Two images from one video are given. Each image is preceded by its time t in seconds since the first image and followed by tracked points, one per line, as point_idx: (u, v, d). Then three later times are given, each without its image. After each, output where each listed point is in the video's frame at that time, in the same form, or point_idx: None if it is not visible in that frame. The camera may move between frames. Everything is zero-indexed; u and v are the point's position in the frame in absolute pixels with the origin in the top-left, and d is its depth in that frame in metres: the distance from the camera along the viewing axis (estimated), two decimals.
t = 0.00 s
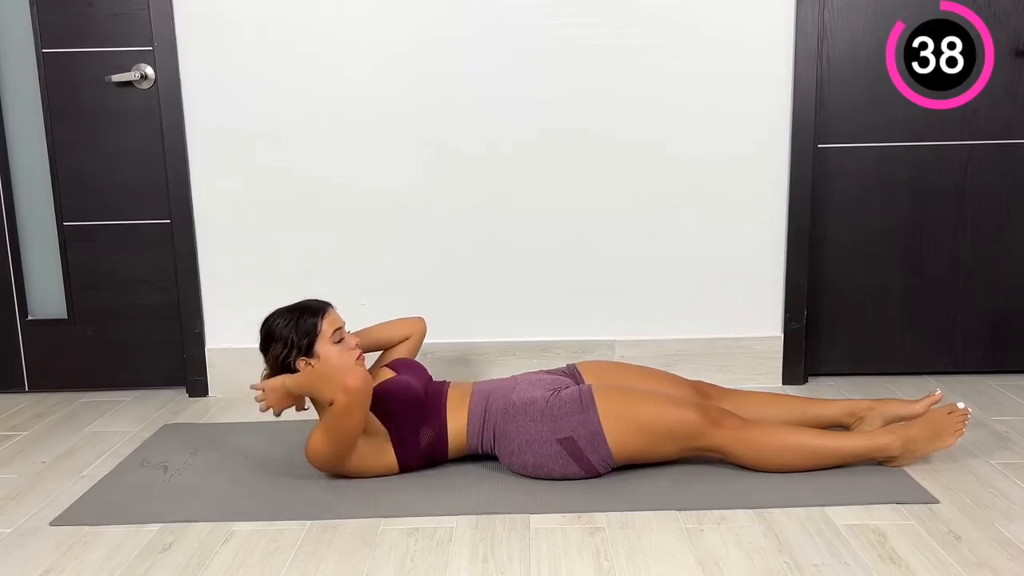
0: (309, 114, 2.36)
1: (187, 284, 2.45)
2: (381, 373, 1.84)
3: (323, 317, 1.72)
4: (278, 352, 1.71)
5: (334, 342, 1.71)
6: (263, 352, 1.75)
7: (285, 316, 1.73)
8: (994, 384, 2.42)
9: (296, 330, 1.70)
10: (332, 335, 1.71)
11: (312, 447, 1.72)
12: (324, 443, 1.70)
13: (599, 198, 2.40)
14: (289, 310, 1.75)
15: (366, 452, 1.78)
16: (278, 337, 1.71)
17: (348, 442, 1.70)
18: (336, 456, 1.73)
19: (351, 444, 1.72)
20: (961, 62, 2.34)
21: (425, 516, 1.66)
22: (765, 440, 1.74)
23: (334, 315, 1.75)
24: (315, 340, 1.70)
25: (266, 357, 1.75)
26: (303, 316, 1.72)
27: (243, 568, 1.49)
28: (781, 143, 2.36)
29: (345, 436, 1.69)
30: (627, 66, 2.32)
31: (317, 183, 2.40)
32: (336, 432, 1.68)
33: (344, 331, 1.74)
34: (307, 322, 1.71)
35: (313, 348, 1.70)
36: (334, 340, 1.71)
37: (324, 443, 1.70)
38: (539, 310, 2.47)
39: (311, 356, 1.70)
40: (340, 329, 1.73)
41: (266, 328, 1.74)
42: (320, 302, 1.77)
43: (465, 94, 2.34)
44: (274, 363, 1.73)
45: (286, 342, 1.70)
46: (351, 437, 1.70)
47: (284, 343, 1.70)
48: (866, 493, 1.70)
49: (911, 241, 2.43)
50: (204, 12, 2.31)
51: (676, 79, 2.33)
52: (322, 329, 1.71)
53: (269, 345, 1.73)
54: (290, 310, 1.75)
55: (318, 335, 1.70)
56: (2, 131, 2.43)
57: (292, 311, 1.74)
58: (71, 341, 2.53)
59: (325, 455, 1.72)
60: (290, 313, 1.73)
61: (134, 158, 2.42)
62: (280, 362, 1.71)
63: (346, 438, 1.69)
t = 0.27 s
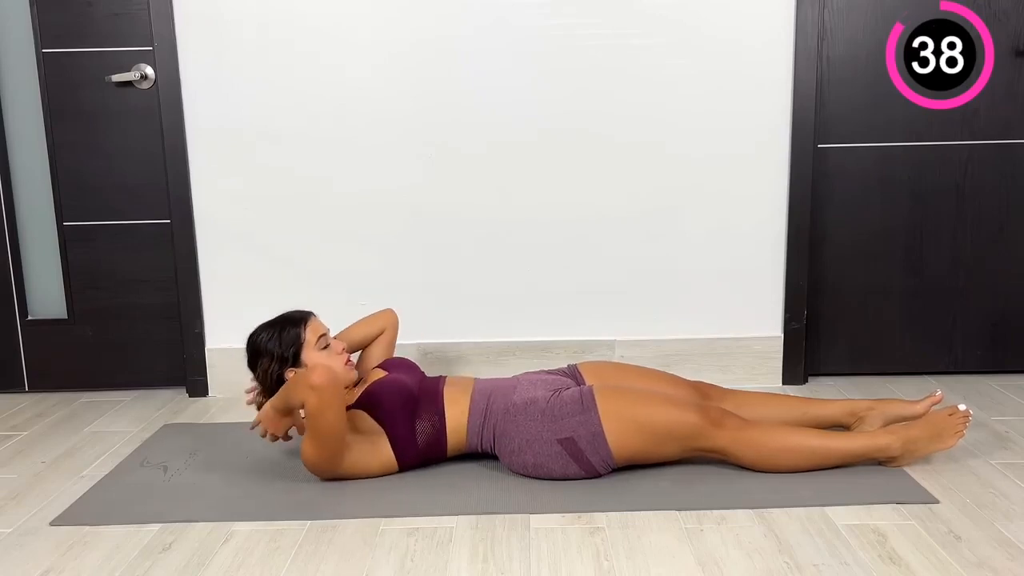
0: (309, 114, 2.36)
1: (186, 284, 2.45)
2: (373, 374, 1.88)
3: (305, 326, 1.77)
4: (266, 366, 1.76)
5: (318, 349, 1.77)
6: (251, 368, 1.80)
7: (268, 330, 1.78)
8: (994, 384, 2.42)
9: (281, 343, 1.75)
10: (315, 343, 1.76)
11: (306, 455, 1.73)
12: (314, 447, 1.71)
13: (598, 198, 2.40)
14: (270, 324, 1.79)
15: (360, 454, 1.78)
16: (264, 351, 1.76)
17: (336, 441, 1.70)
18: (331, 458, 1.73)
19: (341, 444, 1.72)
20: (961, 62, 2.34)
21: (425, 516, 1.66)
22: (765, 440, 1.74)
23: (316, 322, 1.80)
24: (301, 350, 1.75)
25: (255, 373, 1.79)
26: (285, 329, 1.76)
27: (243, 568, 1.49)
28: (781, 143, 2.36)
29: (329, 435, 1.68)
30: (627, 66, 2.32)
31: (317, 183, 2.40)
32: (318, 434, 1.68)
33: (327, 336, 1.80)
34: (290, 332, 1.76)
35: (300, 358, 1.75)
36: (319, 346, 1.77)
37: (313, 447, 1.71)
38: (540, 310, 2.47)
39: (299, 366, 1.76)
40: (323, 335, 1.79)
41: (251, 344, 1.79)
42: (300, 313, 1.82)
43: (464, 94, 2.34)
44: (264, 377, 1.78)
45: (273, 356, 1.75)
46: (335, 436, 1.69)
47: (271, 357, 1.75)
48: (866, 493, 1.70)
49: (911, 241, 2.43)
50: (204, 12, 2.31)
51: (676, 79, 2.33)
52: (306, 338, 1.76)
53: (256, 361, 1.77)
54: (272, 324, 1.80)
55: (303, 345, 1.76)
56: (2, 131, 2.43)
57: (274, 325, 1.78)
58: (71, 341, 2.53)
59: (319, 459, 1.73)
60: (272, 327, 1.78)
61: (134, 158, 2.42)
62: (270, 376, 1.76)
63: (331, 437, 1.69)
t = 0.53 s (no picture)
0: (309, 114, 2.36)
1: (186, 284, 2.45)
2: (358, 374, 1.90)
3: (269, 350, 1.82)
4: (245, 399, 1.82)
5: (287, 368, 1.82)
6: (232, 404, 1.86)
7: (236, 364, 1.83)
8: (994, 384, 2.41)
9: (251, 372, 1.81)
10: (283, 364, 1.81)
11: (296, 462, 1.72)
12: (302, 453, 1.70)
13: (598, 198, 2.40)
14: (237, 358, 1.84)
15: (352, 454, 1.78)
16: (238, 383, 1.81)
17: (319, 444, 1.68)
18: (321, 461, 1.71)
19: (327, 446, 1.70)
20: (961, 62, 2.34)
21: (424, 516, 1.66)
22: (765, 440, 1.74)
23: (278, 344, 1.85)
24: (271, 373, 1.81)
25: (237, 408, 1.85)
26: (251, 358, 1.82)
27: (243, 568, 1.49)
28: (781, 143, 2.36)
29: (310, 439, 1.67)
30: (628, 66, 2.32)
31: (317, 183, 2.40)
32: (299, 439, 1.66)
33: (293, 354, 1.85)
34: (257, 360, 1.81)
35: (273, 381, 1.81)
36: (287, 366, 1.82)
37: (299, 454, 1.70)
38: (539, 310, 2.47)
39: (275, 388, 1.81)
40: (288, 354, 1.84)
41: (226, 382, 1.84)
42: (261, 340, 1.87)
43: (464, 94, 2.34)
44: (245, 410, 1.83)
45: (248, 387, 1.81)
46: (317, 439, 1.67)
47: (247, 389, 1.81)
48: (865, 493, 1.70)
49: (911, 241, 2.43)
50: (204, 12, 2.31)
51: (675, 79, 2.33)
52: (273, 361, 1.81)
53: (235, 397, 1.83)
54: (239, 357, 1.85)
55: (272, 368, 1.81)
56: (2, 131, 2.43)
57: (240, 358, 1.84)
58: (70, 341, 2.53)
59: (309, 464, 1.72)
60: (239, 360, 1.83)
61: (134, 158, 2.42)
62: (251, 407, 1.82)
63: (313, 441, 1.67)
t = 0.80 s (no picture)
0: (308, 114, 2.36)
1: (186, 284, 2.45)
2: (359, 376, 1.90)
3: (270, 349, 1.83)
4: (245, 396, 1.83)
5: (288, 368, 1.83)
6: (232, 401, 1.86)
7: (237, 362, 1.84)
8: (994, 384, 2.42)
9: (252, 371, 1.82)
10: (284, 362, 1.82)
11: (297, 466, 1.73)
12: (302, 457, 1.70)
13: (598, 198, 2.40)
14: (239, 356, 1.85)
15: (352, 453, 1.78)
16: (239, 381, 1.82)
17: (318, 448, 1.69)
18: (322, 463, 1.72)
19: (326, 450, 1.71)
20: (961, 62, 2.34)
21: (424, 516, 1.66)
22: (765, 440, 1.74)
23: (280, 343, 1.85)
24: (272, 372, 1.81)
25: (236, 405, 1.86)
26: (252, 356, 1.82)
27: (243, 568, 1.49)
28: (781, 143, 2.36)
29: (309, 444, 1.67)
30: (627, 66, 2.32)
31: (317, 183, 2.40)
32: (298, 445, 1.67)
33: (294, 353, 1.85)
34: (258, 358, 1.82)
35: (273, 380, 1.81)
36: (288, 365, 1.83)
37: (297, 459, 1.71)
38: (539, 310, 2.47)
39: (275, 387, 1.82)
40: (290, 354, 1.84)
41: (227, 378, 1.86)
42: (263, 338, 1.87)
43: (464, 94, 2.34)
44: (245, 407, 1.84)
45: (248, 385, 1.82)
46: (316, 443, 1.68)
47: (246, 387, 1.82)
48: (865, 493, 1.70)
49: (911, 241, 2.43)
50: (204, 12, 2.31)
51: (675, 79, 2.33)
52: (274, 360, 1.82)
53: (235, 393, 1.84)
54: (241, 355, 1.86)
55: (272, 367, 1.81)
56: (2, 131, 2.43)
57: (241, 356, 1.85)
58: (70, 341, 2.53)
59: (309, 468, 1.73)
60: (241, 358, 1.84)
61: (134, 158, 2.42)
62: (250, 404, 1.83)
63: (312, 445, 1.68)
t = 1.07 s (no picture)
0: (308, 114, 2.36)
1: (186, 284, 2.45)
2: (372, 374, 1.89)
3: (295, 330, 1.76)
4: (261, 372, 1.75)
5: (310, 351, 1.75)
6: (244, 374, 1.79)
7: (259, 337, 1.77)
8: (994, 384, 2.42)
9: (273, 348, 1.74)
10: (307, 345, 1.75)
11: (311, 455, 1.72)
12: (324, 447, 1.70)
13: (598, 199, 2.40)
14: (261, 331, 1.78)
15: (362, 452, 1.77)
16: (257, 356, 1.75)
17: (346, 443, 1.71)
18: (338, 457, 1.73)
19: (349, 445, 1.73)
20: (962, 62, 2.34)
21: (424, 516, 1.66)
22: (764, 440, 1.74)
23: (306, 325, 1.78)
24: (292, 354, 1.73)
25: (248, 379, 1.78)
26: (276, 333, 1.75)
27: (243, 568, 1.49)
28: (781, 143, 2.36)
29: (343, 438, 1.69)
30: (627, 66, 2.32)
31: (317, 183, 2.40)
32: (332, 436, 1.68)
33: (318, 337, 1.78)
34: (281, 337, 1.74)
35: (292, 362, 1.73)
36: (310, 349, 1.75)
37: (320, 449, 1.71)
38: (539, 310, 2.47)
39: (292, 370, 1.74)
40: (314, 337, 1.77)
41: (244, 351, 1.78)
42: (290, 316, 1.80)
43: (464, 94, 2.34)
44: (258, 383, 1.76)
45: (266, 362, 1.74)
46: (348, 438, 1.70)
47: (263, 364, 1.74)
48: (866, 493, 1.70)
49: (911, 241, 2.43)
50: (204, 12, 2.31)
51: (675, 79, 2.33)
52: (297, 341, 1.75)
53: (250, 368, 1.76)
54: (263, 330, 1.78)
55: (294, 349, 1.74)
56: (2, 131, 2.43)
57: (265, 331, 1.77)
58: (70, 341, 2.53)
59: (321, 461, 1.72)
60: (264, 333, 1.77)
61: (134, 158, 2.42)
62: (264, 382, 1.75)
63: (344, 439, 1.70)
